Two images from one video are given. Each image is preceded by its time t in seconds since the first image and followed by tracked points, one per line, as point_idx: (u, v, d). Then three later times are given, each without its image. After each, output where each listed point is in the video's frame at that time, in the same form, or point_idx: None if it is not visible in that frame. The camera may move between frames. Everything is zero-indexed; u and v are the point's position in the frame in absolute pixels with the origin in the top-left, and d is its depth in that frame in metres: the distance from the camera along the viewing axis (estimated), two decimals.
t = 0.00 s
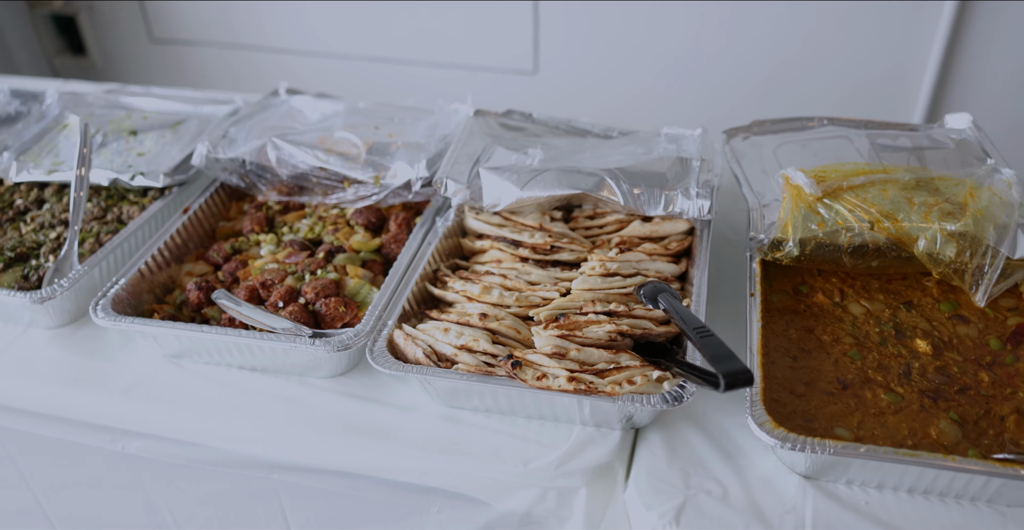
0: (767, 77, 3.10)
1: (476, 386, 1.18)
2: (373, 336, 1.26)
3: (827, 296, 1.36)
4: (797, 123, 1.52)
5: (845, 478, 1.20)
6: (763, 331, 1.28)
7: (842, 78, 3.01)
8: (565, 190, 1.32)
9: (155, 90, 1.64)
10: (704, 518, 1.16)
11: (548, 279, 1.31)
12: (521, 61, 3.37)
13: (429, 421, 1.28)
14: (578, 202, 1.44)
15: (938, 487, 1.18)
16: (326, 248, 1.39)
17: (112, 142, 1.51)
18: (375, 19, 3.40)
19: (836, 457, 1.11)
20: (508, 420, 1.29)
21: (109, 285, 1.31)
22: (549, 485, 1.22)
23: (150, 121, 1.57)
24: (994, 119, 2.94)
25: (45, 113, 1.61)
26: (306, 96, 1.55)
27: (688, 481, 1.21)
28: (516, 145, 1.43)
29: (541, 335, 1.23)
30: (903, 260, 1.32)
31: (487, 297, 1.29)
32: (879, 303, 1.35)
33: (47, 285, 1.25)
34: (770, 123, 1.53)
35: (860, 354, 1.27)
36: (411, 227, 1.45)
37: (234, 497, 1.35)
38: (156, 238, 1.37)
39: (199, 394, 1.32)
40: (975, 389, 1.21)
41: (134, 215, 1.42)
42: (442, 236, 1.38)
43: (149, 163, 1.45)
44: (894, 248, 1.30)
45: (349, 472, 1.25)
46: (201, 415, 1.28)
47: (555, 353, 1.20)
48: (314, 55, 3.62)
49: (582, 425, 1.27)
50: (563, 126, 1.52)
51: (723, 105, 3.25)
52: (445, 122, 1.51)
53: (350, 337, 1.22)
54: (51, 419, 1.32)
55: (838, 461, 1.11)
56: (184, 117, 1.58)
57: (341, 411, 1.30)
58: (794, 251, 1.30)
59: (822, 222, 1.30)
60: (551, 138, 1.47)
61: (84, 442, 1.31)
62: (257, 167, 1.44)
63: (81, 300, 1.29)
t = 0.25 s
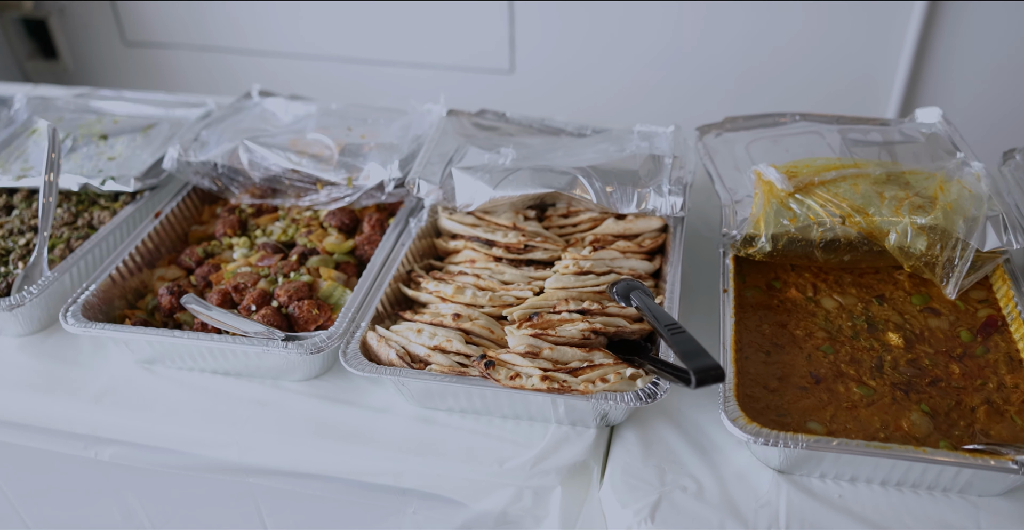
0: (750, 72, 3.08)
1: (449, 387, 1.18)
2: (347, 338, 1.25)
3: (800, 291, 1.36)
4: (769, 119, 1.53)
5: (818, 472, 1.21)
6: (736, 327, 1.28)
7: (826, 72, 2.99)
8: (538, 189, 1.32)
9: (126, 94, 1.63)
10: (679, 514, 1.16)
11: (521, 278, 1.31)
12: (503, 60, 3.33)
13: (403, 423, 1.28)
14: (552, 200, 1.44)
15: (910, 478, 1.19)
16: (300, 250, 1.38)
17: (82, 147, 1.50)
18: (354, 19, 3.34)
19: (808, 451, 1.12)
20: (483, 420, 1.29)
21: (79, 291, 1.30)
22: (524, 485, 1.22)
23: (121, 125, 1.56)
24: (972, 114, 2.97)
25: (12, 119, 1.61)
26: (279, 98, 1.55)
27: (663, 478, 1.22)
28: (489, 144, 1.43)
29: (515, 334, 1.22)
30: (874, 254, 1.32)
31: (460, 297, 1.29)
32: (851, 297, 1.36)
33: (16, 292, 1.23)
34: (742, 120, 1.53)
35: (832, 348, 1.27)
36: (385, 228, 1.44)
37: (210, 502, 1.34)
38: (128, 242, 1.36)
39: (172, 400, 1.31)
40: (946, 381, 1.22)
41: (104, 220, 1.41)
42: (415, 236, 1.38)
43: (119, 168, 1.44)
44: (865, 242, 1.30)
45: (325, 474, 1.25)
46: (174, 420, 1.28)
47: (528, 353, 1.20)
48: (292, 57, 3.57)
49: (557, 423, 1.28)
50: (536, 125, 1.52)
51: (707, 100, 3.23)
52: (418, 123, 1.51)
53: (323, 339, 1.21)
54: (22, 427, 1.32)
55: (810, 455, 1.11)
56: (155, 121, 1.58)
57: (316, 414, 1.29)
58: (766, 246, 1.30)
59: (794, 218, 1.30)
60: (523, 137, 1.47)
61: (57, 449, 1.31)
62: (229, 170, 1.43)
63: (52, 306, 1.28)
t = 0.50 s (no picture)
0: (731, 69, 3.06)
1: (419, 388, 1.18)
2: (316, 341, 1.25)
3: (769, 286, 1.36)
4: (738, 115, 1.53)
5: (789, 467, 1.21)
6: (706, 324, 1.27)
7: (806, 68, 2.99)
8: (507, 189, 1.32)
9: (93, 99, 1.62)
10: (651, 511, 1.16)
11: (491, 278, 1.31)
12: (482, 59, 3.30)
13: (375, 425, 1.28)
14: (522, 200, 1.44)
15: (879, 471, 1.19)
16: (269, 254, 1.38)
17: (48, 152, 1.48)
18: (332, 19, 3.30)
19: (778, 446, 1.12)
20: (455, 421, 1.29)
21: (46, 298, 1.28)
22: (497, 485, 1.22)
23: (87, 130, 1.55)
24: (952, 111, 2.98)
25: None
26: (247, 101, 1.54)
27: (635, 475, 1.22)
28: (459, 145, 1.43)
29: (484, 335, 1.22)
30: (843, 248, 1.33)
31: (430, 298, 1.29)
32: (821, 291, 1.37)
33: None
34: (712, 117, 1.53)
35: (802, 342, 1.28)
36: (355, 230, 1.44)
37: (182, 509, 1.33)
38: (96, 248, 1.35)
39: (141, 407, 1.30)
40: (914, 373, 1.23)
41: (71, 226, 1.40)
42: (385, 238, 1.38)
43: (85, 173, 1.43)
44: (834, 237, 1.30)
45: (297, 479, 1.24)
46: (143, 427, 1.27)
47: (498, 353, 1.20)
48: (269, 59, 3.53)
49: (528, 423, 1.28)
50: (506, 125, 1.52)
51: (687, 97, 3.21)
52: (387, 124, 1.51)
53: (293, 343, 1.21)
54: None
55: (780, 449, 1.12)
56: (122, 125, 1.57)
57: (287, 418, 1.29)
58: (735, 242, 1.30)
59: (762, 213, 1.30)
60: (493, 137, 1.47)
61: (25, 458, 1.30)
62: (197, 174, 1.42)
63: (18, 314, 1.26)
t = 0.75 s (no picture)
0: (712, 67, 3.06)
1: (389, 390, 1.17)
2: (286, 344, 1.24)
3: (739, 282, 1.37)
4: (708, 113, 1.54)
5: (760, 462, 1.21)
6: (676, 320, 1.28)
7: (788, 66, 2.98)
8: (476, 189, 1.32)
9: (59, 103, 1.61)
10: (622, 509, 1.16)
11: (461, 279, 1.31)
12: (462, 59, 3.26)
13: (346, 428, 1.27)
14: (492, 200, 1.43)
15: (849, 464, 1.20)
16: (239, 257, 1.37)
17: (12, 158, 1.47)
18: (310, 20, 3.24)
19: (747, 442, 1.12)
20: (426, 422, 1.29)
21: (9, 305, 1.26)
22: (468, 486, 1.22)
23: (53, 134, 1.53)
24: (941, 108, 2.99)
25: None
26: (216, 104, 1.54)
27: (607, 473, 1.22)
28: (429, 145, 1.42)
29: (454, 335, 1.22)
30: (812, 243, 1.33)
31: (400, 300, 1.28)
32: (790, 287, 1.37)
33: None
34: (681, 114, 1.54)
35: (771, 338, 1.28)
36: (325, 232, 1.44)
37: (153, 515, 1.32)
38: (62, 254, 1.34)
39: (110, 413, 1.29)
40: (882, 367, 1.24)
41: (37, 232, 1.39)
42: (355, 240, 1.37)
43: (51, 178, 1.42)
44: (802, 233, 1.31)
45: (267, 483, 1.23)
46: (112, 433, 1.26)
47: (468, 353, 1.19)
48: (244, 61, 3.45)
49: (500, 423, 1.28)
50: (476, 125, 1.52)
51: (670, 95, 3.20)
52: (357, 125, 1.51)
53: (262, 347, 1.20)
54: None
55: (750, 445, 1.12)
56: (89, 129, 1.56)
57: (258, 422, 1.28)
58: (704, 240, 1.30)
59: (731, 210, 1.30)
60: (462, 137, 1.47)
61: None
62: (166, 178, 1.42)
63: None
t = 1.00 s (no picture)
0: (690, 65, 3.07)
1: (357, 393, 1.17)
2: (255, 348, 1.23)
3: (708, 279, 1.37)
4: (676, 111, 1.54)
5: (730, 457, 1.22)
6: (646, 318, 1.28)
7: (766, 65, 3.01)
8: (444, 190, 1.32)
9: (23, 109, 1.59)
10: (593, 507, 1.16)
11: (430, 280, 1.31)
12: (443, 59, 3.24)
13: (317, 431, 1.27)
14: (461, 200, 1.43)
15: (818, 458, 1.21)
16: (207, 262, 1.36)
17: None
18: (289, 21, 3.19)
19: (716, 438, 1.12)
20: (397, 424, 1.28)
21: None
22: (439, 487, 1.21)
23: (18, 140, 1.52)
24: (930, 102, 2.99)
25: None
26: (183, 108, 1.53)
27: (578, 472, 1.21)
28: (397, 147, 1.42)
29: (423, 337, 1.22)
30: (780, 239, 1.33)
31: (369, 302, 1.28)
32: (759, 283, 1.38)
33: None
34: (650, 112, 1.54)
35: (740, 333, 1.28)
36: (294, 235, 1.44)
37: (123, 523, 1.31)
38: (27, 261, 1.32)
39: (78, 421, 1.28)
40: (850, 361, 1.24)
41: (2, 239, 1.38)
42: (324, 243, 1.37)
43: (16, 185, 1.41)
44: (770, 229, 1.31)
45: (237, 488, 1.23)
46: (80, 441, 1.25)
47: (436, 354, 1.19)
48: (221, 64, 3.39)
49: (471, 424, 1.27)
50: (446, 126, 1.52)
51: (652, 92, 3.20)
52: (325, 128, 1.51)
53: (230, 351, 1.19)
54: None
55: (719, 441, 1.12)
56: (54, 135, 1.55)
57: (228, 427, 1.27)
58: (672, 237, 1.30)
59: (699, 208, 1.30)
60: (431, 137, 1.47)
61: None
62: (132, 183, 1.40)
63: None
